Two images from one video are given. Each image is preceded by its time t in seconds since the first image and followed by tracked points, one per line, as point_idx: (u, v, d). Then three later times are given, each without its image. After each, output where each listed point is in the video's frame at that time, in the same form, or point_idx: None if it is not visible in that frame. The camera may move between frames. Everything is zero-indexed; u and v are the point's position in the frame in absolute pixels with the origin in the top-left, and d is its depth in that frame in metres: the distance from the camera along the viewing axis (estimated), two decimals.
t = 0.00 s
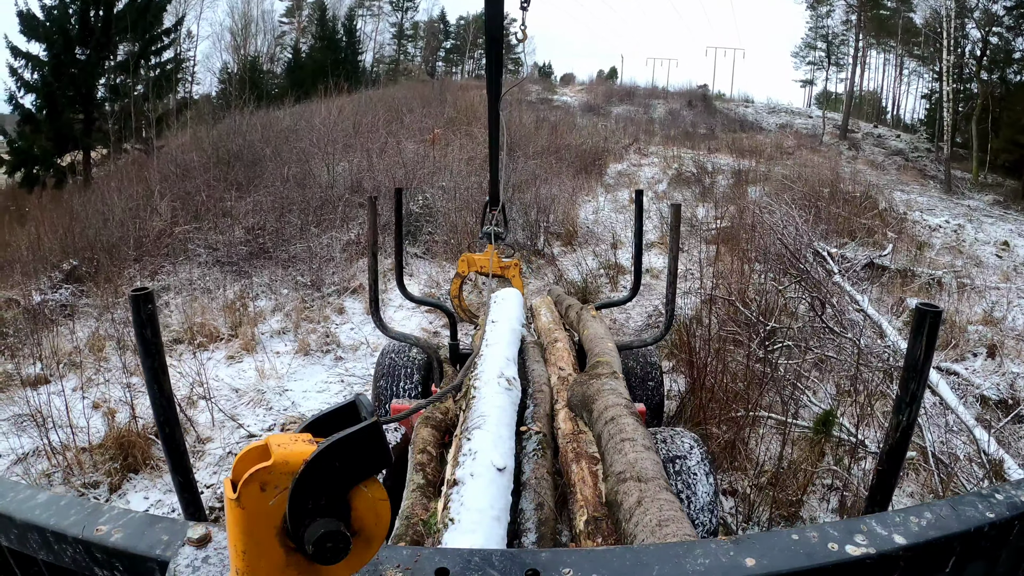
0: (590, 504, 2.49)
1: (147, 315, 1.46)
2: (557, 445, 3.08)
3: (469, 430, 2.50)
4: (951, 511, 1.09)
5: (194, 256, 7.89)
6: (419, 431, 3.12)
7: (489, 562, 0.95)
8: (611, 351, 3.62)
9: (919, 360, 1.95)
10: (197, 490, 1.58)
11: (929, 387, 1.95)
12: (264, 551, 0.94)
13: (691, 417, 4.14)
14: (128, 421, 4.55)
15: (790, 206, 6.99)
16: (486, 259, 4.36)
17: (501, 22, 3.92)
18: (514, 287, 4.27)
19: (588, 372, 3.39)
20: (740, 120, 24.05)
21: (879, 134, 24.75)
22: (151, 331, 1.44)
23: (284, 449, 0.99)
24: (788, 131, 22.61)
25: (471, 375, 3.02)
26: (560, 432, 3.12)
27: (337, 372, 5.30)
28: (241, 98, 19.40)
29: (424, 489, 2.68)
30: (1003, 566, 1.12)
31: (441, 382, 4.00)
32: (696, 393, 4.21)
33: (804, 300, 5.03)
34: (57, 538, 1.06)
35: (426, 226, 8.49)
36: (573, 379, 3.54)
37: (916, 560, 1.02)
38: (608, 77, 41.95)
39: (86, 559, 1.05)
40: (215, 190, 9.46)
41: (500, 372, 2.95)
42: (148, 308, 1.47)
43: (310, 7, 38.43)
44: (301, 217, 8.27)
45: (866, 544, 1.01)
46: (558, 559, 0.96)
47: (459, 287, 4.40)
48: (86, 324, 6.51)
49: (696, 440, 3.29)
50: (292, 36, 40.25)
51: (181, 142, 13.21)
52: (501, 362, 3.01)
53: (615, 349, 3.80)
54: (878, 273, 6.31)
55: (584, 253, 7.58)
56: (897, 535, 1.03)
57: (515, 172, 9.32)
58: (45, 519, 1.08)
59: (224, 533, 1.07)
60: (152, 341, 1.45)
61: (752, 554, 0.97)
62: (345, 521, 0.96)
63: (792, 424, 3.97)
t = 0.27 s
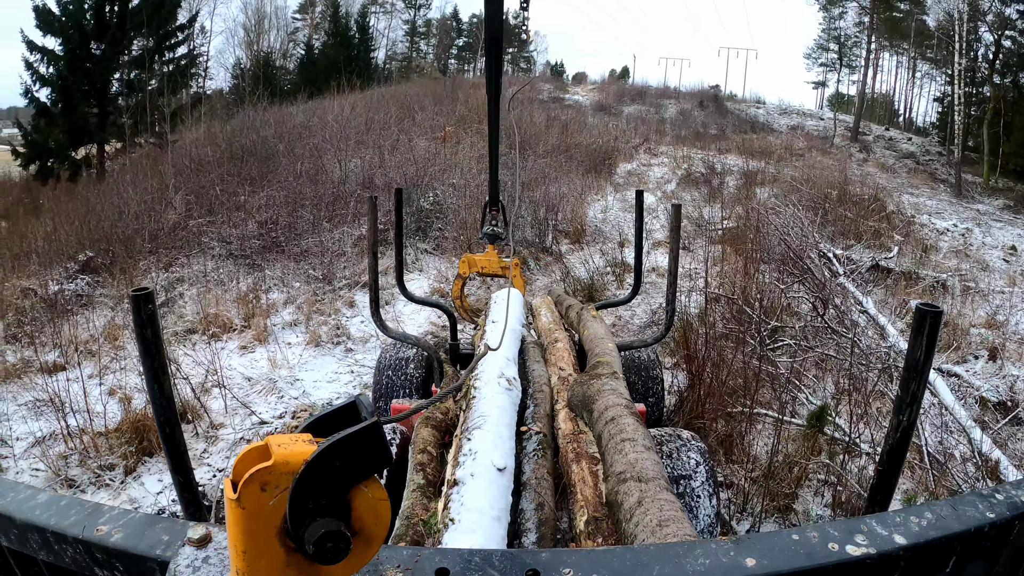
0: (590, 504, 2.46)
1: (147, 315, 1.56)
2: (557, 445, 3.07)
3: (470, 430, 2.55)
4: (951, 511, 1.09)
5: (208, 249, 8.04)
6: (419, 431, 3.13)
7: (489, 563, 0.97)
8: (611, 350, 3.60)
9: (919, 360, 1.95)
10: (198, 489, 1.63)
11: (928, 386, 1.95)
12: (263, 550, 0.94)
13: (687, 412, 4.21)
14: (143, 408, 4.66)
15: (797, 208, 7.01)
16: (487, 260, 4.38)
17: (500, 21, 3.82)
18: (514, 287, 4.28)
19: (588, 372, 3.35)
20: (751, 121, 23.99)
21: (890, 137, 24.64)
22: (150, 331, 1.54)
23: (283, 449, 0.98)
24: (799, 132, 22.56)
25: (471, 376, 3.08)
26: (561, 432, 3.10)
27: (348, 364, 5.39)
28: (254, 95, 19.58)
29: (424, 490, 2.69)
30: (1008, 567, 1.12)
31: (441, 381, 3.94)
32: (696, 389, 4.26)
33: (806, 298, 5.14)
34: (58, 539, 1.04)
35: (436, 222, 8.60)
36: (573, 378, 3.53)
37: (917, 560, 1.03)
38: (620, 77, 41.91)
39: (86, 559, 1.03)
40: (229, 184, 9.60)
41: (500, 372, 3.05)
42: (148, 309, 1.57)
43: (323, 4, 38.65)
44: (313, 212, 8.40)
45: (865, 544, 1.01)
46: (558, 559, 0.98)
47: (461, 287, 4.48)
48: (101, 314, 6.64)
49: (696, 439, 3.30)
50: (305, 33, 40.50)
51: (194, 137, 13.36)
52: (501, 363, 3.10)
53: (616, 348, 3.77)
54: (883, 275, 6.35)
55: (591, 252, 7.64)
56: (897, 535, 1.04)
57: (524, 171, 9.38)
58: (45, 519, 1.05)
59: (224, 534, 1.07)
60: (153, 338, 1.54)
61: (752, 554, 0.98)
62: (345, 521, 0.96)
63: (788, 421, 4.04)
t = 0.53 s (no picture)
0: (591, 504, 2.49)
1: (148, 314, 1.43)
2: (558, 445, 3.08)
3: (470, 430, 2.55)
4: (951, 511, 1.02)
5: (221, 247, 8.17)
6: (419, 431, 3.05)
7: (491, 563, 0.91)
8: (611, 350, 3.66)
9: (919, 360, 1.97)
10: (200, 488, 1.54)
11: (929, 386, 1.97)
12: (264, 551, 0.89)
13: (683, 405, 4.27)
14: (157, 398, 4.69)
15: (804, 207, 7.01)
16: (487, 260, 4.45)
17: (500, 22, 3.88)
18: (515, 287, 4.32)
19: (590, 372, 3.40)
20: (761, 120, 23.93)
21: (901, 136, 24.52)
22: (152, 331, 1.41)
23: (285, 449, 0.92)
24: (809, 132, 22.50)
25: (471, 376, 3.08)
26: (561, 432, 3.13)
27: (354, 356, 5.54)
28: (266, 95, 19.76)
29: (425, 489, 2.61)
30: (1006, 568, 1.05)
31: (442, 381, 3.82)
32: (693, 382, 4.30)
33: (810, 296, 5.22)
34: (59, 539, 0.98)
35: (445, 220, 8.69)
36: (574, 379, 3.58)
37: (919, 560, 0.96)
38: (630, 76, 41.88)
39: (87, 559, 0.97)
40: (242, 183, 9.74)
41: (501, 371, 3.05)
42: (149, 310, 1.45)
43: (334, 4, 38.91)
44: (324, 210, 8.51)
45: (866, 544, 0.95)
46: (559, 559, 0.92)
47: (462, 287, 4.53)
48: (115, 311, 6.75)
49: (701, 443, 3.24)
50: (316, 34, 40.80)
51: (206, 137, 13.51)
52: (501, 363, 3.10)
53: (616, 348, 3.81)
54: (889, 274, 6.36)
55: (598, 250, 7.68)
56: (896, 535, 0.97)
57: (532, 170, 9.44)
58: (46, 519, 0.99)
59: (226, 533, 1.01)
60: (154, 340, 1.42)
61: (752, 555, 0.92)
62: (347, 521, 0.91)
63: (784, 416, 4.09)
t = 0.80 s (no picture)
0: (591, 504, 2.54)
1: (149, 315, 1.47)
2: (558, 445, 3.11)
3: (470, 430, 2.56)
4: (951, 511, 1.03)
5: (233, 246, 8.31)
6: (419, 431, 3.12)
7: (489, 563, 0.91)
8: (611, 350, 3.70)
9: (920, 359, 2.01)
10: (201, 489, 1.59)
11: (928, 385, 2.02)
12: (263, 551, 0.91)
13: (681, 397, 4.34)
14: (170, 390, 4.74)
15: (810, 205, 7.02)
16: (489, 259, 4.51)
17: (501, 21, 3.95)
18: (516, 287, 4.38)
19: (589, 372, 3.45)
20: (771, 118, 23.82)
21: (913, 133, 24.32)
22: (151, 331, 1.45)
23: (284, 449, 0.94)
24: (819, 129, 22.38)
25: (472, 375, 3.11)
26: (561, 432, 3.16)
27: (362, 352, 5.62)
28: (276, 97, 19.95)
29: (425, 489, 2.68)
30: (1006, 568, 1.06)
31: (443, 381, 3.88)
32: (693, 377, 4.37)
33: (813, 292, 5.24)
34: (59, 539, 1.00)
35: (453, 219, 8.78)
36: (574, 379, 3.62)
37: (917, 561, 0.97)
38: (641, 75, 41.83)
39: (87, 558, 0.99)
40: (254, 184, 9.88)
41: (501, 372, 3.05)
42: (149, 309, 1.49)
43: (345, 5, 39.12)
44: (334, 210, 8.63)
45: (866, 543, 0.95)
46: (558, 559, 0.92)
47: (462, 287, 4.56)
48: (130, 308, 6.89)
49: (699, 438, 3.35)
50: (327, 35, 41.02)
51: (218, 139, 13.68)
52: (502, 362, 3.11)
53: (615, 348, 3.84)
54: (895, 270, 6.36)
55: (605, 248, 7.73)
56: (896, 535, 0.97)
57: (539, 169, 9.50)
58: (45, 519, 1.02)
59: (227, 534, 1.02)
60: (153, 340, 1.46)
61: (752, 555, 0.92)
62: (347, 521, 0.94)
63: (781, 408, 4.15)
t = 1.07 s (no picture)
0: (591, 504, 2.59)
1: (148, 314, 1.48)
2: (557, 445, 3.17)
3: (470, 430, 2.62)
4: (951, 510, 1.10)
5: (245, 243, 8.43)
6: (419, 430, 3.16)
7: (489, 563, 0.98)
8: (611, 350, 3.74)
9: (920, 360, 2.00)
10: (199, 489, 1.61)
11: (928, 385, 2.01)
12: (264, 550, 0.97)
13: (680, 391, 4.39)
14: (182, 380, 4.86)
15: (818, 204, 7.01)
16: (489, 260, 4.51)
17: (501, 19, 3.98)
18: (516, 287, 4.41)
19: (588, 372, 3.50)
20: (783, 116, 23.68)
21: (926, 131, 24.09)
22: (151, 331, 1.46)
23: (284, 449, 1.00)
24: (832, 128, 22.21)
25: (472, 374, 3.18)
26: (561, 432, 3.22)
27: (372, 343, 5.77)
28: (288, 95, 20.09)
29: (424, 489, 2.73)
30: (1003, 568, 1.12)
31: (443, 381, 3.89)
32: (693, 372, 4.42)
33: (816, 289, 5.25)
34: (58, 538, 1.07)
35: (462, 217, 8.85)
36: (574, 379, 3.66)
37: (918, 560, 1.03)
38: (652, 73, 41.66)
39: (87, 558, 1.06)
40: (265, 181, 10.00)
41: (501, 372, 3.11)
42: (148, 308, 1.50)
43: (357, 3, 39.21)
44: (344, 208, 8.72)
45: (866, 544, 1.01)
46: (557, 559, 0.99)
47: (463, 287, 4.56)
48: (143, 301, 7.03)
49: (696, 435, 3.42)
50: (338, 33, 41.10)
51: (230, 137, 13.81)
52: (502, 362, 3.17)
53: (614, 348, 3.89)
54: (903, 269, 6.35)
55: (612, 246, 7.76)
56: (897, 535, 1.04)
57: (548, 167, 9.54)
58: (46, 519, 1.09)
59: (224, 534, 1.10)
60: (153, 340, 1.46)
61: (752, 554, 0.98)
62: (346, 520, 1.00)
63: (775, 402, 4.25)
